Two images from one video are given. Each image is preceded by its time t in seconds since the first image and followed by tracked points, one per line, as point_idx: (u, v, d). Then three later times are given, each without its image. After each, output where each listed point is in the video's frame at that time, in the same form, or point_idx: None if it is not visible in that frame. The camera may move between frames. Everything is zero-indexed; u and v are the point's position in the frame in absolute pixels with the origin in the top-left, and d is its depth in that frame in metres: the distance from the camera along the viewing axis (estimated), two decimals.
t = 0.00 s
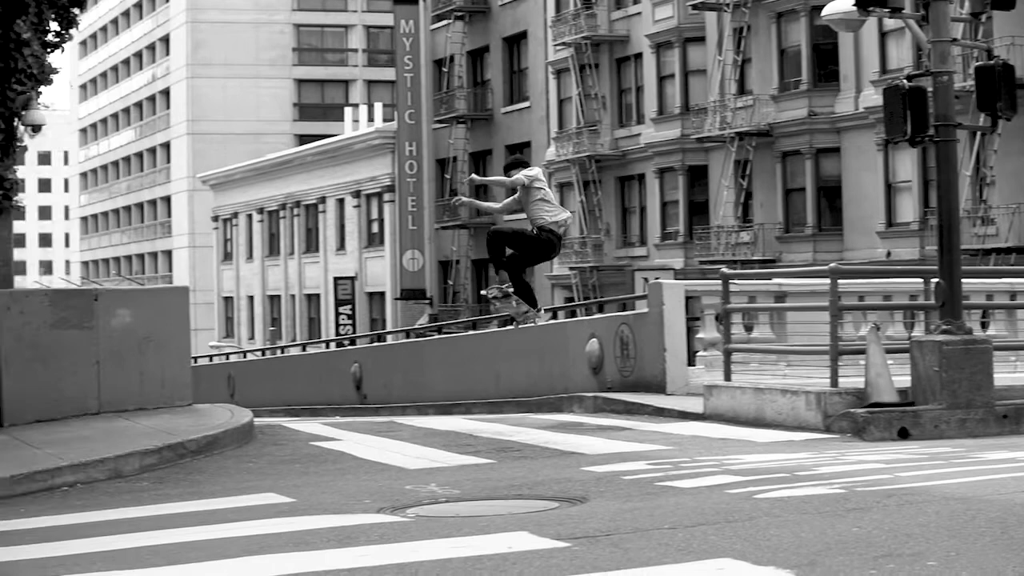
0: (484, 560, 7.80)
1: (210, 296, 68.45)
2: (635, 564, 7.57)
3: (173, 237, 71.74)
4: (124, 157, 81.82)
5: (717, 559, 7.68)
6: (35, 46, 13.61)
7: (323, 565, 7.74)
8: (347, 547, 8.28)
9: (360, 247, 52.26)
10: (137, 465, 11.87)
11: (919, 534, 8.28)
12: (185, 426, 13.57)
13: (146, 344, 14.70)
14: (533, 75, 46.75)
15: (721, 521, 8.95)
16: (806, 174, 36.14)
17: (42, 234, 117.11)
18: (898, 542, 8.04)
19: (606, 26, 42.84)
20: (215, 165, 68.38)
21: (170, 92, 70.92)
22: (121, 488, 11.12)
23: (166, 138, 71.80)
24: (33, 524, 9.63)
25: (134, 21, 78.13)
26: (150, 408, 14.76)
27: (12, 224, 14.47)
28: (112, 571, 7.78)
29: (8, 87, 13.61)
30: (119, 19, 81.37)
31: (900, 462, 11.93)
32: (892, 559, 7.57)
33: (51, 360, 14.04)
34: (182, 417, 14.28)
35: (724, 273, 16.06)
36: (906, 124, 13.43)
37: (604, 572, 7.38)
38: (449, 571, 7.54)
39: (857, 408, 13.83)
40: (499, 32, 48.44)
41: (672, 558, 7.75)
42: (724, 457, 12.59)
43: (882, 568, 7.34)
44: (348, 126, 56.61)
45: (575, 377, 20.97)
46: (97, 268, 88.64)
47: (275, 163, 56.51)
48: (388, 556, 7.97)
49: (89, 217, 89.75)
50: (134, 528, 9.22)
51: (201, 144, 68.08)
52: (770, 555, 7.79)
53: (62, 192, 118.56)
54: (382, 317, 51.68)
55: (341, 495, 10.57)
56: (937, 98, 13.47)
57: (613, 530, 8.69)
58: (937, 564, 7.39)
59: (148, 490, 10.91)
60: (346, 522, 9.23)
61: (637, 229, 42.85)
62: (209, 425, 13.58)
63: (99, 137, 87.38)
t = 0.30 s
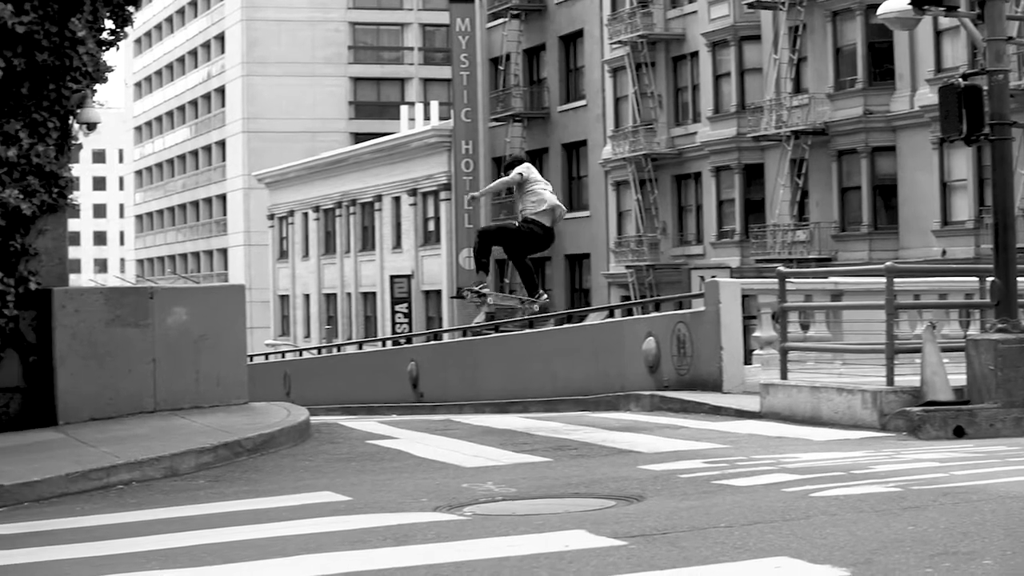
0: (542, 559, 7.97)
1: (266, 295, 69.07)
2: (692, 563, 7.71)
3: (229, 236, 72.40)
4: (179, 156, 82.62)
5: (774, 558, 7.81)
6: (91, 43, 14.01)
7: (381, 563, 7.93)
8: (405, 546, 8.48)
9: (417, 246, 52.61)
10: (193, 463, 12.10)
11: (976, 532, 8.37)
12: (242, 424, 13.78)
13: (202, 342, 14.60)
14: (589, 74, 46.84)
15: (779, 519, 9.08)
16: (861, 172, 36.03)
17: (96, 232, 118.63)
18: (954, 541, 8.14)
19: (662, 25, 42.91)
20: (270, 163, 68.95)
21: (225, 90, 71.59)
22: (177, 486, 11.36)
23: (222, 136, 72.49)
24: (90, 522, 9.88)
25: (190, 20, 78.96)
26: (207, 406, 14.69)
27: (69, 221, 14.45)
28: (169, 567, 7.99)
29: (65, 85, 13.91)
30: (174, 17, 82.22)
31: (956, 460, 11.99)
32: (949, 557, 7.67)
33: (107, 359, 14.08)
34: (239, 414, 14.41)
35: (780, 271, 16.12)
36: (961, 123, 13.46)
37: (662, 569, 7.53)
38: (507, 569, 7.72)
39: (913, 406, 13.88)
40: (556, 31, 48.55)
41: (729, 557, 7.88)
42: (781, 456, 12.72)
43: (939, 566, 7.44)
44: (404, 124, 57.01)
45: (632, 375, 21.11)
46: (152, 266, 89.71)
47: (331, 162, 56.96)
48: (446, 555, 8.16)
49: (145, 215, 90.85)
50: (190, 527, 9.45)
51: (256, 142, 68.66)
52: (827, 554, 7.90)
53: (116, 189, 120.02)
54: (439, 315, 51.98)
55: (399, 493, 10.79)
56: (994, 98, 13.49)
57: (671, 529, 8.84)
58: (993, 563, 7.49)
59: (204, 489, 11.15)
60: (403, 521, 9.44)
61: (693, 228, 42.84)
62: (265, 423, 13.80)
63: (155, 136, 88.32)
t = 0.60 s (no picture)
0: (599, 557, 8.14)
1: (323, 293, 69.66)
2: (750, 561, 7.84)
3: (286, 234, 73.02)
4: (236, 153, 83.33)
5: (832, 556, 7.94)
6: (146, 42, 14.35)
7: (441, 561, 8.07)
8: (463, 544, 8.66)
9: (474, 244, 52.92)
10: (249, 461, 12.23)
11: None
12: (299, 422, 13.94)
13: (258, 340, 14.86)
14: (646, 72, 46.91)
15: (835, 517, 9.23)
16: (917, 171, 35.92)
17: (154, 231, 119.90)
18: (1011, 540, 8.24)
19: (718, 23, 42.88)
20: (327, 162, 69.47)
21: (282, 88, 72.14)
22: (233, 484, 11.50)
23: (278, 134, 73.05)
24: (149, 520, 10.02)
25: (246, 18, 79.58)
26: (263, 404, 14.92)
27: (124, 220, 14.61)
28: (230, 565, 8.12)
29: (120, 82, 14.22)
30: (231, 15, 83.00)
31: (1014, 458, 12.05)
32: (1006, 556, 7.78)
33: (163, 357, 14.29)
34: (295, 414, 14.51)
35: (837, 269, 16.17)
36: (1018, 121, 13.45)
37: (721, 568, 7.67)
38: (567, 567, 7.86)
39: (970, 405, 13.95)
40: (613, 29, 48.64)
41: (787, 555, 8.03)
42: (837, 455, 12.86)
43: (995, 565, 7.56)
44: (462, 122, 57.23)
45: (689, 373, 21.23)
46: (209, 264, 90.59)
47: (388, 159, 57.33)
48: (504, 553, 8.30)
49: (201, 213, 91.72)
50: (250, 525, 9.61)
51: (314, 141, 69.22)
52: (884, 552, 8.02)
53: (170, 187, 121.19)
54: (496, 313, 52.21)
55: (456, 490, 11.02)
56: None
57: (727, 527, 8.99)
58: None
59: (260, 487, 11.31)
60: (461, 520, 9.59)
61: (750, 227, 42.78)
62: (322, 421, 13.95)
63: (211, 134, 89.16)
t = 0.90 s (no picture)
0: (657, 555, 8.21)
1: (380, 291, 70.25)
2: (808, 559, 7.92)
3: (343, 232, 73.61)
4: (292, 151, 84.02)
5: (890, 554, 8.02)
6: (203, 39, 14.55)
7: (500, 559, 8.14)
8: (521, 542, 8.81)
9: (532, 242, 53.24)
10: (306, 460, 12.29)
11: None
12: (358, 420, 14.08)
13: (315, 339, 15.04)
14: (703, 70, 46.96)
15: (892, 516, 9.35)
16: (974, 170, 35.86)
17: (211, 229, 121.19)
18: None
19: (775, 22, 42.85)
20: (384, 160, 70.02)
21: (339, 86, 72.65)
22: (291, 482, 11.56)
23: (335, 132, 73.63)
24: (207, 518, 10.08)
25: (303, 16, 80.29)
26: (320, 402, 15.09)
27: (180, 218, 14.71)
28: (281, 564, 8.10)
29: (176, 80, 14.41)
30: (288, 14, 83.72)
31: None
32: None
33: (220, 355, 14.53)
34: (354, 412, 14.67)
35: (893, 268, 16.26)
36: None
37: (780, 566, 7.71)
38: (626, 564, 7.93)
39: None
40: (670, 27, 48.70)
41: (844, 552, 8.12)
42: (892, 454, 12.99)
43: None
44: (518, 119, 57.49)
45: (746, 371, 21.40)
46: (265, 262, 91.39)
47: (445, 157, 57.75)
48: (562, 551, 8.38)
49: (257, 210, 92.55)
50: (309, 523, 9.73)
51: (370, 138, 69.72)
52: (941, 551, 8.11)
53: (225, 184, 122.26)
54: (554, 311, 52.42)
55: (514, 489, 11.24)
56: None
57: (784, 526, 9.12)
58: None
59: (318, 485, 11.42)
60: (518, 518, 9.70)
61: (807, 225, 42.73)
62: (380, 420, 14.09)
63: (267, 132, 89.98)
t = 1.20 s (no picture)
0: (714, 554, 8.21)
1: (438, 289, 70.80)
2: (864, 557, 7.91)
3: (401, 231, 74.13)
4: (350, 150, 84.74)
5: (945, 553, 8.02)
6: (259, 38, 15.01)
7: (557, 557, 8.22)
8: (579, 540, 8.86)
9: (590, 241, 53.44)
10: (364, 458, 12.55)
11: None
12: (415, 418, 14.35)
13: (372, 336, 15.43)
14: (760, 69, 46.98)
15: (948, 514, 9.41)
16: None
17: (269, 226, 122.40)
18: None
19: (831, 20, 42.70)
20: (442, 158, 70.46)
21: (396, 85, 73.09)
22: (348, 480, 11.84)
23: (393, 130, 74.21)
24: (262, 515, 10.39)
25: (360, 15, 80.91)
26: (378, 400, 15.45)
27: (237, 215, 15.06)
28: (328, 563, 8.30)
29: (233, 78, 14.88)
30: (346, 13, 84.41)
31: None
32: None
33: (277, 352, 14.91)
34: (412, 410, 14.97)
35: (950, 267, 16.38)
36: None
37: (837, 564, 7.73)
38: (683, 563, 7.98)
39: None
40: (726, 26, 48.69)
41: (901, 551, 8.11)
42: (949, 454, 13.01)
43: None
44: (576, 118, 57.72)
45: (804, 369, 21.57)
46: (323, 260, 92.16)
47: (504, 156, 58.15)
48: (621, 549, 8.43)
49: (315, 209, 93.31)
50: (362, 521, 9.97)
51: (427, 136, 70.01)
52: (996, 549, 8.10)
53: (284, 183, 123.26)
54: (611, 309, 52.53)
55: (572, 487, 11.43)
56: None
57: (841, 524, 9.14)
58: None
59: (375, 483, 11.64)
60: (575, 517, 9.79)
61: (864, 223, 42.60)
62: (437, 418, 14.37)
63: (325, 129, 90.74)
